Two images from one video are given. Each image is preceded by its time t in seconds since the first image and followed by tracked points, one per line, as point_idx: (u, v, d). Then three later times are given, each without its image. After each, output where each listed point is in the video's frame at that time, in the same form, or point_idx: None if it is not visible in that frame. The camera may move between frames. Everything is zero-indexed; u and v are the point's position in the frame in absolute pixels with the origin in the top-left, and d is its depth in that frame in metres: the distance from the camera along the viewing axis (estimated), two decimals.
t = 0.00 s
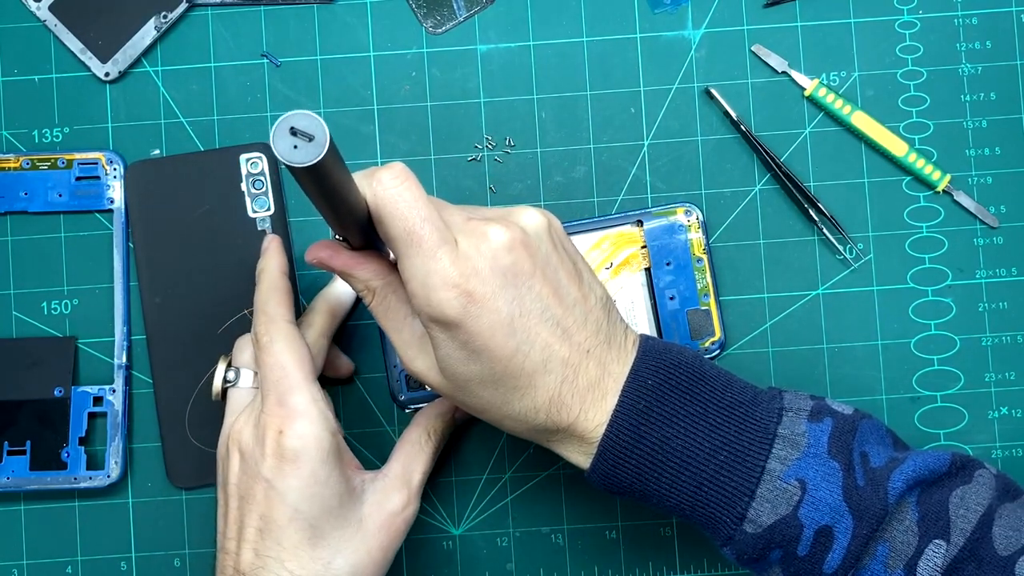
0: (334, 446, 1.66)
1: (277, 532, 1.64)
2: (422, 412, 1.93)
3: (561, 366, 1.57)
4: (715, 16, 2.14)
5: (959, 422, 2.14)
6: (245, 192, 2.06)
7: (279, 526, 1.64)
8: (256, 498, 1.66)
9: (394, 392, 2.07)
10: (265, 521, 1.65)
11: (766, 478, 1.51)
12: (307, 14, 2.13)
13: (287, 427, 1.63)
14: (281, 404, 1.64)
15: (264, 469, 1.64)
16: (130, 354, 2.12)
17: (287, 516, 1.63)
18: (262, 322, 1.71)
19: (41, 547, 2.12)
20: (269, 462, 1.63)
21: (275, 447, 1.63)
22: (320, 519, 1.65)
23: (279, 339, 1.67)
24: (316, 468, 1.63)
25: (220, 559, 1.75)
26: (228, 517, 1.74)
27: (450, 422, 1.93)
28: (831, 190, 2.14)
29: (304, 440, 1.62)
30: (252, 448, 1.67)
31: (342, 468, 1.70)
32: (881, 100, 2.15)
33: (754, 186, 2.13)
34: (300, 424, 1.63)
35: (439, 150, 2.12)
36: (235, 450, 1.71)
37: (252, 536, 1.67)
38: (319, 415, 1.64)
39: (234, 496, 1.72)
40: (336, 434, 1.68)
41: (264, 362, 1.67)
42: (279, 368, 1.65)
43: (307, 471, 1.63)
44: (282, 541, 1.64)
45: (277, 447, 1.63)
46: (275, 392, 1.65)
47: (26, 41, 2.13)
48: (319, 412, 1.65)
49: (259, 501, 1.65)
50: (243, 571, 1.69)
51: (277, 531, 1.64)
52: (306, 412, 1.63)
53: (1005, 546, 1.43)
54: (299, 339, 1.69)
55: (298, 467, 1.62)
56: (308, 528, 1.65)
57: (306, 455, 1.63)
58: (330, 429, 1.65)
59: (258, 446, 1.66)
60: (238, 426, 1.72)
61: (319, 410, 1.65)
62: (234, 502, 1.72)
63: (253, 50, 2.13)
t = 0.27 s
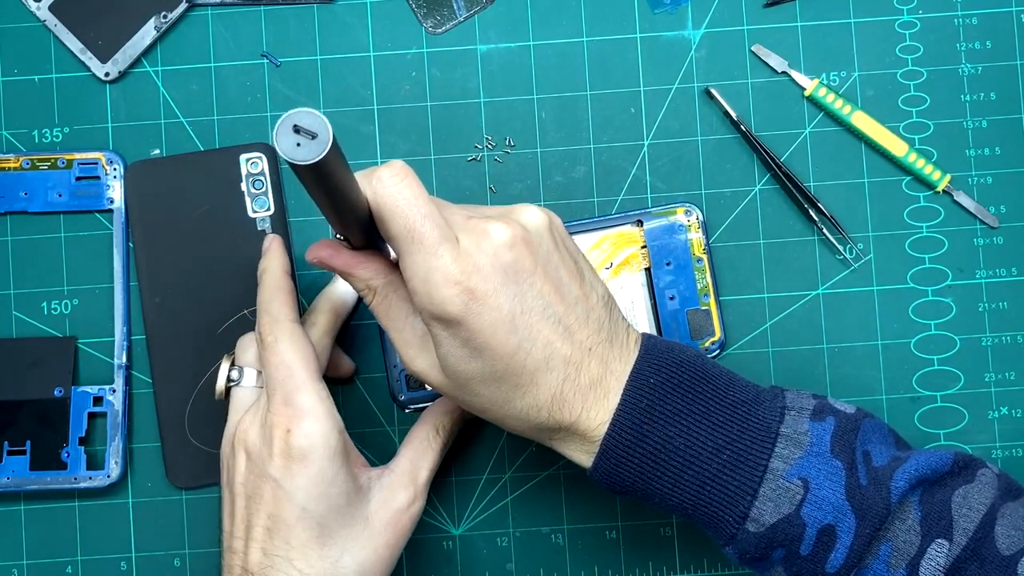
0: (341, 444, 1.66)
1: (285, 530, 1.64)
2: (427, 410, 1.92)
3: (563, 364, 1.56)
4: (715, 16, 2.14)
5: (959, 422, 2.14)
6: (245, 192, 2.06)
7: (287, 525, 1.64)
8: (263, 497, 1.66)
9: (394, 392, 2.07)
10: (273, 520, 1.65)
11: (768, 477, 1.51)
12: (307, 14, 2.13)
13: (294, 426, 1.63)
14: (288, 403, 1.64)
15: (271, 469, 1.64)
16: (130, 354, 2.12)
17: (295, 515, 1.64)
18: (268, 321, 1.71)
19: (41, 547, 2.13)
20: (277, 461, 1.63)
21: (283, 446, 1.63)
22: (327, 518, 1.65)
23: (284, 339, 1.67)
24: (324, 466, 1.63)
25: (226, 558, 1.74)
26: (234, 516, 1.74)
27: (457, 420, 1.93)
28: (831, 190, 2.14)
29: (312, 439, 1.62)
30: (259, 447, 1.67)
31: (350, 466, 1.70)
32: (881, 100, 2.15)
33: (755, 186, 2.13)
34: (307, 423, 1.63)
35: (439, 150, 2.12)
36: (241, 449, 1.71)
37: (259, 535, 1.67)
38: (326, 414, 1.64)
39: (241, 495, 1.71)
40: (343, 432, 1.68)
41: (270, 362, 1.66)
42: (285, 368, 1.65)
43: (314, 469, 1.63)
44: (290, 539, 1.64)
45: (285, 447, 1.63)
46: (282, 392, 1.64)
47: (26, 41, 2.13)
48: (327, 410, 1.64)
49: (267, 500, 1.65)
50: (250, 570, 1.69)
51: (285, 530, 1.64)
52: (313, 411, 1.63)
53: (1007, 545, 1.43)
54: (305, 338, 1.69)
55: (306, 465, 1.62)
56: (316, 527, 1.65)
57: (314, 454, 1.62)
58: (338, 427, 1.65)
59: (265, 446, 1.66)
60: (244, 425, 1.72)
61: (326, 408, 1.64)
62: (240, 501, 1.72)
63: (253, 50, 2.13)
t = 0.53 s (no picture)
0: (343, 445, 1.65)
1: (287, 530, 1.65)
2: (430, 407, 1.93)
3: (560, 364, 1.54)
4: (715, 16, 2.14)
5: (959, 422, 2.14)
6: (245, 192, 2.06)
7: (290, 525, 1.64)
8: (266, 497, 1.66)
9: (394, 392, 2.07)
10: (275, 520, 1.65)
11: (774, 477, 1.51)
12: (307, 14, 2.13)
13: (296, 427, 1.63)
14: (290, 403, 1.64)
15: (274, 469, 1.64)
16: (130, 354, 2.12)
17: (297, 515, 1.64)
18: (269, 320, 1.70)
19: (41, 547, 2.13)
20: (280, 462, 1.63)
21: (286, 447, 1.63)
22: (329, 518, 1.65)
23: (286, 339, 1.66)
24: (327, 466, 1.63)
25: (227, 558, 1.74)
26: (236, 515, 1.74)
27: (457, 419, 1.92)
28: (831, 190, 2.14)
29: (315, 440, 1.62)
30: (262, 447, 1.67)
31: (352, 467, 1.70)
32: (881, 100, 2.15)
33: (755, 187, 2.13)
34: (310, 423, 1.63)
35: (439, 150, 2.12)
36: (243, 449, 1.71)
37: (261, 535, 1.67)
38: (328, 414, 1.64)
39: (243, 495, 1.71)
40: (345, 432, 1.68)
41: (272, 362, 1.66)
42: (287, 368, 1.64)
43: (316, 470, 1.63)
44: (292, 538, 1.65)
45: (288, 447, 1.63)
46: (284, 392, 1.64)
47: (26, 41, 2.12)
48: (328, 410, 1.64)
49: (269, 500, 1.66)
50: (252, 570, 1.69)
51: (287, 530, 1.65)
52: (315, 411, 1.63)
53: (1014, 545, 1.44)
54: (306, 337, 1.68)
55: (308, 465, 1.62)
56: (318, 527, 1.65)
57: (317, 454, 1.63)
58: (340, 428, 1.65)
59: (268, 446, 1.66)
60: (246, 425, 1.72)
61: (328, 408, 1.64)
62: (242, 501, 1.72)
63: (253, 50, 2.13)
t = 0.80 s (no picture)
0: (357, 448, 1.80)
1: (301, 534, 1.75)
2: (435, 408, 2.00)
3: (706, 307, 1.30)
4: (716, 16, 2.14)
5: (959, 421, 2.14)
6: (245, 191, 2.08)
7: (304, 529, 1.75)
8: (280, 501, 1.77)
9: (394, 392, 2.08)
10: (289, 523, 1.76)
11: (885, 462, 1.27)
12: (307, 14, 2.13)
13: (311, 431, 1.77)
14: (306, 406, 1.78)
15: (289, 472, 1.76)
16: (130, 354, 2.11)
17: (312, 520, 1.75)
18: (280, 325, 1.85)
19: (41, 547, 2.12)
20: (295, 466, 1.76)
21: (302, 450, 1.76)
22: (342, 522, 1.76)
23: (299, 343, 1.82)
24: (341, 469, 1.76)
25: (235, 563, 1.81)
26: (246, 521, 1.82)
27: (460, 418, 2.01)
28: (831, 190, 2.14)
29: (331, 442, 1.77)
30: (275, 452, 1.79)
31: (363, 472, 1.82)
32: (881, 100, 2.15)
33: (754, 186, 2.13)
34: (323, 427, 1.77)
35: (439, 149, 2.12)
36: (256, 453, 1.82)
37: (273, 539, 1.77)
38: (341, 419, 1.79)
39: (257, 499, 1.81)
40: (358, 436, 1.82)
41: (288, 366, 1.81)
42: (300, 370, 1.80)
43: (329, 473, 1.76)
44: (306, 541, 1.75)
45: (304, 451, 1.76)
46: (300, 397, 1.79)
47: (26, 41, 2.12)
48: (341, 414, 1.79)
49: (283, 504, 1.77)
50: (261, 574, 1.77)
51: (300, 534, 1.75)
52: (330, 415, 1.78)
53: None
54: (317, 341, 1.84)
55: (322, 468, 1.76)
56: (331, 531, 1.76)
57: (332, 458, 1.76)
58: (353, 432, 1.79)
59: (282, 451, 1.78)
60: (260, 430, 1.83)
61: (341, 414, 1.79)
62: (253, 505, 1.81)
63: (253, 50, 2.13)
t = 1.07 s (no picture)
0: (368, 445, 1.73)
1: (311, 530, 1.71)
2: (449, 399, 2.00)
3: (733, 311, 1.54)
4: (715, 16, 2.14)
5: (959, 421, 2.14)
6: (245, 190, 2.08)
7: (313, 526, 1.71)
8: (289, 494, 1.73)
9: (400, 391, 2.07)
10: (298, 519, 1.72)
11: (905, 466, 1.51)
12: (307, 14, 2.13)
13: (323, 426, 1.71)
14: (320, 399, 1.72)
15: (298, 466, 1.72)
16: (130, 354, 2.11)
17: (322, 516, 1.71)
18: (301, 317, 1.77)
19: (41, 547, 2.13)
20: (303, 461, 1.71)
21: (312, 445, 1.70)
22: (351, 518, 1.72)
23: (320, 336, 1.75)
24: (351, 465, 1.70)
25: (244, 558, 1.78)
26: (255, 515, 1.78)
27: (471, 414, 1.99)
28: (831, 190, 2.14)
29: (343, 439, 1.70)
30: (285, 446, 1.75)
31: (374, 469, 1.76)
32: (881, 100, 2.15)
33: (754, 186, 2.13)
34: (336, 423, 1.71)
35: (439, 149, 2.12)
36: (267, 447, 1.78)
37: (283, 534, 1.73)
38: (356, 416, 1.72)
39: (266, 493, 1.77)
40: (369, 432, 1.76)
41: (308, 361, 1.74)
42: (319, 365, 1.73)
43: (341, 470, 1.70)
44: (317, 537, 1.71)
45: (315, 446, 1.70)
46: (314, 392, 1.73)
47: (26, 41, 2.13)
48: (354, 411, 1.72)
49: (293, 498, 1.72)
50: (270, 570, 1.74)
51: (310, 530, 1.71)
52: (344, 411, 1.71)
53: None
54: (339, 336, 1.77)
55: (333, 466, 1.70)
56: (341, 527, 1.71)
57: (344, 455, 1.70)
58: (365, 430, 1.73)
59: (293, 445, 1.73)
60: (271, 424, 1.78)
61: (355, 410, 1.72)
62: (262, 500, 1.77)
63: (253, 50, 2.13)
